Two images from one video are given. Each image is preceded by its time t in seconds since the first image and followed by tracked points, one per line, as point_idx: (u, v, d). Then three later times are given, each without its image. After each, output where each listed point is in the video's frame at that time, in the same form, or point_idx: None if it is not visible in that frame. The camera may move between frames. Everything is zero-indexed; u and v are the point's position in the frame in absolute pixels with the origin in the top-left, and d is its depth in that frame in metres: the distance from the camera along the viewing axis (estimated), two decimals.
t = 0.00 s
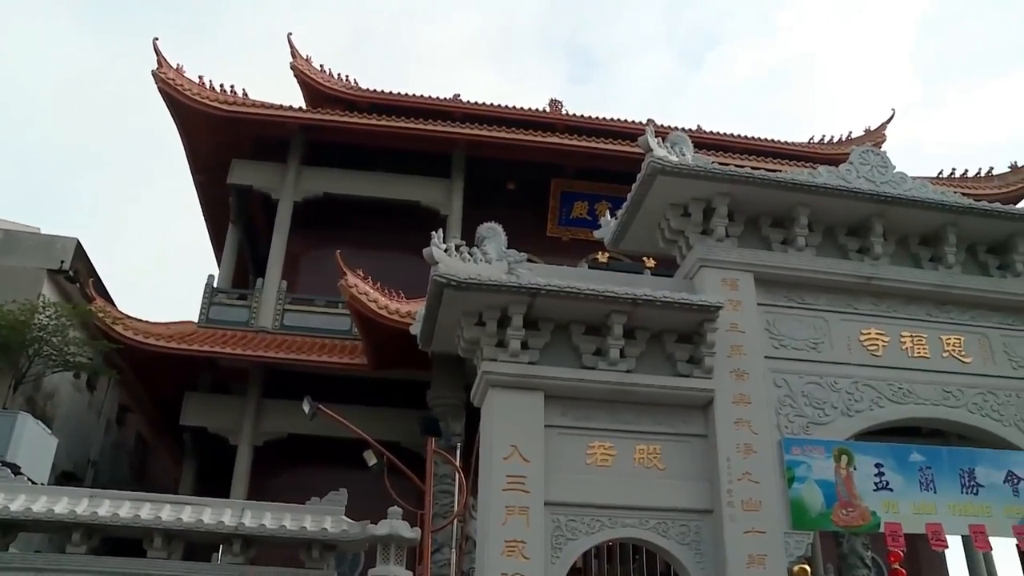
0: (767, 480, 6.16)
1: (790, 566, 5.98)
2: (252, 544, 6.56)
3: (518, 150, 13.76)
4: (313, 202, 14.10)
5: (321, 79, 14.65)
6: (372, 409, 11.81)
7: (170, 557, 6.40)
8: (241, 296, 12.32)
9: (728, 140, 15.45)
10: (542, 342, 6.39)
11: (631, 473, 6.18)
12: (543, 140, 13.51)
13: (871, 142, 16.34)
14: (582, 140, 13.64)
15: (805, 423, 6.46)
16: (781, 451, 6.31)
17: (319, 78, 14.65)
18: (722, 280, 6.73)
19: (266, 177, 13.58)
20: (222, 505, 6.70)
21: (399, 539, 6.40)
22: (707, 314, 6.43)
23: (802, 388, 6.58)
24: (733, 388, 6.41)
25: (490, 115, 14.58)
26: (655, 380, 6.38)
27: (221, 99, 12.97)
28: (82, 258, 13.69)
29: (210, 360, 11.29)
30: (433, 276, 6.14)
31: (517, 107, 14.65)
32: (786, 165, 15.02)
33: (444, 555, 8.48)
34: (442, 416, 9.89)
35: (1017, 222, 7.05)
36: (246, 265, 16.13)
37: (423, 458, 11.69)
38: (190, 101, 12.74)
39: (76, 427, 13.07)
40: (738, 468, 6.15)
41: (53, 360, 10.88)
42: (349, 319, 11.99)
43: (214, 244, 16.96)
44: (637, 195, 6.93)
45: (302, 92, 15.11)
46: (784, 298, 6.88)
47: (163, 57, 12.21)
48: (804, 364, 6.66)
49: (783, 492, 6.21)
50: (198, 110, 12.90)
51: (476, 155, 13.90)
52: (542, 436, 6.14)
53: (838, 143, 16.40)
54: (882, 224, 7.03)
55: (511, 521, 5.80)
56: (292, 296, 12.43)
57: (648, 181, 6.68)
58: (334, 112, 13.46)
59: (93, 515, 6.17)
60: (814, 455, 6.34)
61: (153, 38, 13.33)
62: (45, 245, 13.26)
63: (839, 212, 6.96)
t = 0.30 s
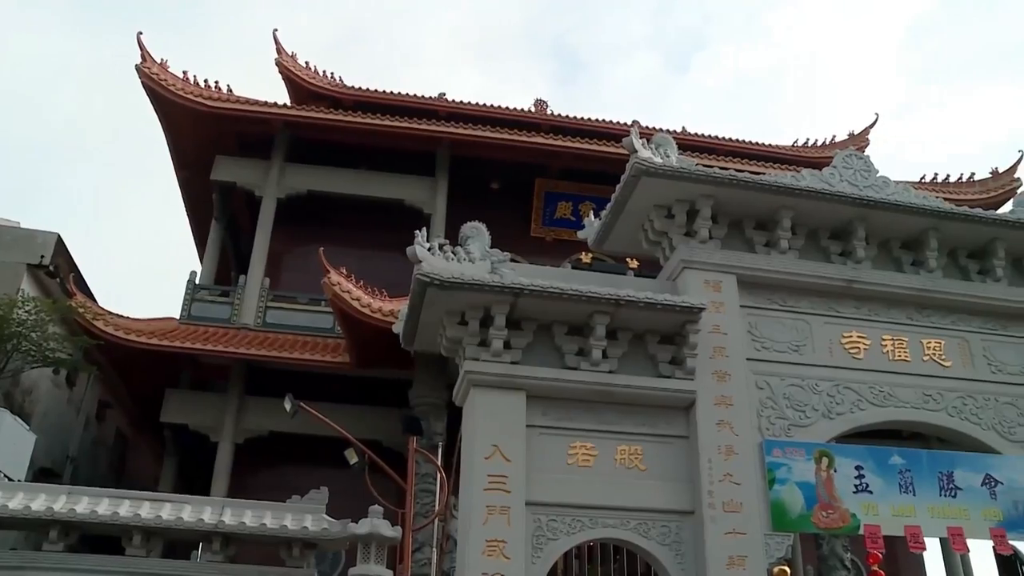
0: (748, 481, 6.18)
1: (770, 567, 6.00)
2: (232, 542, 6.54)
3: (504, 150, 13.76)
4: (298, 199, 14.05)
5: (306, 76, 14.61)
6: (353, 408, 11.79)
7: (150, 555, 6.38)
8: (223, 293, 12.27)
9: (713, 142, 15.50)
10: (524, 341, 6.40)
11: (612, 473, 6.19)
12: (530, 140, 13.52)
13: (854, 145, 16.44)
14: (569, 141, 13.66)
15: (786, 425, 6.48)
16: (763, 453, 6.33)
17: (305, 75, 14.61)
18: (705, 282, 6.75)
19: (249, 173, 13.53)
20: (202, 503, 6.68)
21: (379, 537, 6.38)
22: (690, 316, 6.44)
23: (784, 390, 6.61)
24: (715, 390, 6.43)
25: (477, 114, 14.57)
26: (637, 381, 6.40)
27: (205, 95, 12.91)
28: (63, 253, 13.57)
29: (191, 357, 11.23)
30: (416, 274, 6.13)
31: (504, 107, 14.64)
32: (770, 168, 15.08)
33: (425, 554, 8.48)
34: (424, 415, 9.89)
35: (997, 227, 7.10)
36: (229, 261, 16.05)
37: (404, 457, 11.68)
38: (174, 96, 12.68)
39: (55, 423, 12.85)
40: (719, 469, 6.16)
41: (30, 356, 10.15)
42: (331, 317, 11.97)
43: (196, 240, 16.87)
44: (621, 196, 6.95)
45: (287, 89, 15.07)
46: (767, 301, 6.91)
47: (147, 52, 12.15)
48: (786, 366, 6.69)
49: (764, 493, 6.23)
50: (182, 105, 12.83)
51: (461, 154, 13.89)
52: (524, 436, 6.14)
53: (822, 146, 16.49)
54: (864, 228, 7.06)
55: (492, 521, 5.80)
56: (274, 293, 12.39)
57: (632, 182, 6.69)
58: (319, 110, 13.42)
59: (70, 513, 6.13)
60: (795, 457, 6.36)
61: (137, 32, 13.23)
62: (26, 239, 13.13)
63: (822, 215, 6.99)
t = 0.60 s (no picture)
0: (730, 482, 6.20)
1: (751, 569, 6.02)
2: (212, 540, 6.52)
3: (490, 150, 13.77)
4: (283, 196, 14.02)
5: (291, 73, 14.59)
6: (336, 406, 11.77)
7: (129, 553, 6.35)
8: (206, 290, 12.23)
9: (698, 144, 15.55)
10: (507, 341, 6.40)
11: (594, 474, 6.20)
12: (517, 140, 13.53)
13: (838, 149, 16.52)
14: (556, 142, 13.68)
15: (768, 427, 6.51)
16: (745, 454, 6.35)
17: (290, 72, 14.58)
18: (689, 283, 6.76)
19: (234, 170, 13.50)
20: (183, 501, 6.66)
21: (360, 536, 6.35)
22: (673, 317, 6.45)
23: (766, 392, 6.63)
24: (697, 391, 6.44)
25: (464, 114, 14.57)
26: (620, 382, 6.41)
27: (190, 91, 12.88)
28: (44, 248, 13.47)
29: (173, 353, 11.19)
30: (400, 273, 6.12)
31: (491, 107, 14.64)
32: (755, 170, 15.15)
33: (406, 553, 8.48)
34: (407, 414, 9.89)
35: (979, 232, 7.15)
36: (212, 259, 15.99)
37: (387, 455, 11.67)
38: (158, 92, 12.65)
39: (34, 420, 12.75)
40: (701, 470, 6.18)
41: (9, 352, 9.82)
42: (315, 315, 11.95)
43: (180, 237, 16.79)
44: (606, 197, 6.95)
45: (273, 85, 15.03)
46: (750, 303, 6.93)
47: (131, 47, 12.10)
48: (769, 369, 6.71)
49: (745, 495, 6.25)
50: (167, 101, 12.80)
51: (448, 153, 13.88)
52: (506, 436, 6.14)
53: (806, 150, 16.57)
54: (847, 231, 7.10)
55: (474, 520, 5.79)
56: (258, 290, 12.35)
57: (617, 182, 6.70)
58: (304, 107, 13.39)
59: (49, 510, 6.10)
60: (777, 459, 6.38)
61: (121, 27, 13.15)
62: (7, 234, 13.02)
63: (806, 218, 7.02)
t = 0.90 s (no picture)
0: (709, 484, 6.22)
1: (729, 570, 6.03)
2: (190, 538, 6.48)
3: (475, 149, 13.77)
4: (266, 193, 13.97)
5: (275, 69, 14.55)
6: (317, 404, 11.74)
7: (105, 551, 6.30)
8: (187, 286, 12.18)
9: (682, 146, 15.61)
10: (488, 341, 6.39)
11: (574, 474, 6.21)
12: (502, 140, 13.55)
13: (821, 153, 16.61)
14: (541, 142, 13.71)
15: (747, 429, 6.53)
16: (724, 456, 6.37)
17: (274, 69, 14.54)
18: (670, 284, 6.78)
19: (216, 166, 13.45)
20: (161, 498, 6.63)
21: (339, 535, 6.37)
22: (654, 318, 6.46)
23: (746, 394, 6.66)
24: (677, 392, 6.46)
25: (449, 113, 14.56)
26: (600, 382, 6.42)
27: (173, 86, 12.82)
28: (22, 243, 13.35)
29: (152, 350, 11.14)
30: (381, 271, 6.10)
31: (477, 106, 14.64)
32: (738, 173, 15.22)
33: (385, 552, 8.47)
34: (387, 413, 9.88)
35: (958, 237, 7.21)
36: (193, 255, 15.91)
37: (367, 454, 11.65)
38: (140, 86, 12.58)
39: (10, 416, 12.62)
40: (681, 471, 6.19)
41: None
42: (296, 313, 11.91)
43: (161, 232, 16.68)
44: (588, 198, 6.97)
45: (256, 82, 14.98)
46: (731, 305, 6.96)
47: (114, 41, 12.03)
48: (749, 371, 6.74)
49: (724, 496, 6.27)
50: (149, 96, 12.73)
51: (433, 152, 13.87)
52: (487, 436, 6.14)
53: (789, 153, 16.66)
54: (828, 234, 7.14)
55: (453, 520, 5.78)
56: (239, 287, 12.31)
57: (600, 183, 6.71)
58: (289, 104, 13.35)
59: (24, 507, 6.05)
60: (756, 461, 6.41)
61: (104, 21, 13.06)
62: None
63: (787, 221, 7.06)
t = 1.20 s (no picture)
0: (692, 484, 6.23)
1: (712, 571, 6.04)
2: (172, 536, 6.45)
3: (462, 149, 13.77)
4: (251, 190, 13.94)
5: (262, 66, 14.51)
6: (300, 402, 11.72)
7: (86, 549, 6.27)
8: (171, 283, 12.14)
9: (668, 148, 15.65)
10: (473, 340, 6.39)
11: (557, 474, 6.22)
12: (490, 140, 13.56)
13: (806, 156, 16.69)
14: (529, 142, 13.72)
15: (731, 430, 6.56)
16: (708, 457, 6.39)
17: (260, 66, 14.51)
18: (655, 285, 6.80)
19: (201, 163, 13.41)
20: (143, 496, 6.60)
21: (322, 534, 6.31)
22: (638, 319, 6.48)
23: (730, 395, 6.68)
24: (661, 393, 6.47)
25: (437, 112, 14.56)
26: (584, 382, 6.43)
27: (159, 82, 12.77)
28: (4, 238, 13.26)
29: (134, 346, 11.10)
30: (365, 270, 6.09)
31: (464, 106, 14.65)
32: (724, 175, 15.27)
33: (368, 551, 8.47)
34: (371, 412, 9.87)
35: (941, 241, 7.25)
36: (177, 251, 15.85)
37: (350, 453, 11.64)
38: (125, 81, 12.53)
39: None
40: (664, 472, 6.20)
41: None
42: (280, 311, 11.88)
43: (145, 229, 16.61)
44: (574, 198, 6.97)
45: (243, 79, 14.94)
46: (716, 306, 6.99)
47: (99, 36, 11.97)
48: (733, 372, 6.76)
49: (707, 497, 6.28)
50: (134, 91, 12.68)
51: (420, 151, 13.87)
52: (470, 436, 6.14)
53: (775, 156, 16.73)
54: (813, 237, 7.17)
55: (436, 519, 5.77)
56: (223, 285, 12.27)
57: (586, 184, 6.72)
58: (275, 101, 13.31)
59: (3, 504, 6.01)
60: (739, 462, 6.43)
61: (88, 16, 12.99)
62: None
63: (772, 223, 7.09)
